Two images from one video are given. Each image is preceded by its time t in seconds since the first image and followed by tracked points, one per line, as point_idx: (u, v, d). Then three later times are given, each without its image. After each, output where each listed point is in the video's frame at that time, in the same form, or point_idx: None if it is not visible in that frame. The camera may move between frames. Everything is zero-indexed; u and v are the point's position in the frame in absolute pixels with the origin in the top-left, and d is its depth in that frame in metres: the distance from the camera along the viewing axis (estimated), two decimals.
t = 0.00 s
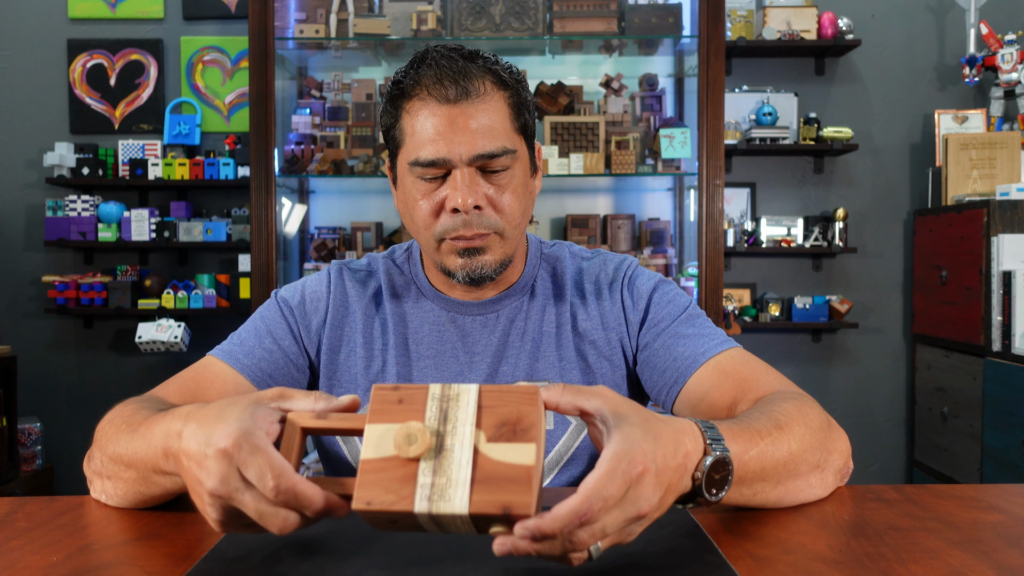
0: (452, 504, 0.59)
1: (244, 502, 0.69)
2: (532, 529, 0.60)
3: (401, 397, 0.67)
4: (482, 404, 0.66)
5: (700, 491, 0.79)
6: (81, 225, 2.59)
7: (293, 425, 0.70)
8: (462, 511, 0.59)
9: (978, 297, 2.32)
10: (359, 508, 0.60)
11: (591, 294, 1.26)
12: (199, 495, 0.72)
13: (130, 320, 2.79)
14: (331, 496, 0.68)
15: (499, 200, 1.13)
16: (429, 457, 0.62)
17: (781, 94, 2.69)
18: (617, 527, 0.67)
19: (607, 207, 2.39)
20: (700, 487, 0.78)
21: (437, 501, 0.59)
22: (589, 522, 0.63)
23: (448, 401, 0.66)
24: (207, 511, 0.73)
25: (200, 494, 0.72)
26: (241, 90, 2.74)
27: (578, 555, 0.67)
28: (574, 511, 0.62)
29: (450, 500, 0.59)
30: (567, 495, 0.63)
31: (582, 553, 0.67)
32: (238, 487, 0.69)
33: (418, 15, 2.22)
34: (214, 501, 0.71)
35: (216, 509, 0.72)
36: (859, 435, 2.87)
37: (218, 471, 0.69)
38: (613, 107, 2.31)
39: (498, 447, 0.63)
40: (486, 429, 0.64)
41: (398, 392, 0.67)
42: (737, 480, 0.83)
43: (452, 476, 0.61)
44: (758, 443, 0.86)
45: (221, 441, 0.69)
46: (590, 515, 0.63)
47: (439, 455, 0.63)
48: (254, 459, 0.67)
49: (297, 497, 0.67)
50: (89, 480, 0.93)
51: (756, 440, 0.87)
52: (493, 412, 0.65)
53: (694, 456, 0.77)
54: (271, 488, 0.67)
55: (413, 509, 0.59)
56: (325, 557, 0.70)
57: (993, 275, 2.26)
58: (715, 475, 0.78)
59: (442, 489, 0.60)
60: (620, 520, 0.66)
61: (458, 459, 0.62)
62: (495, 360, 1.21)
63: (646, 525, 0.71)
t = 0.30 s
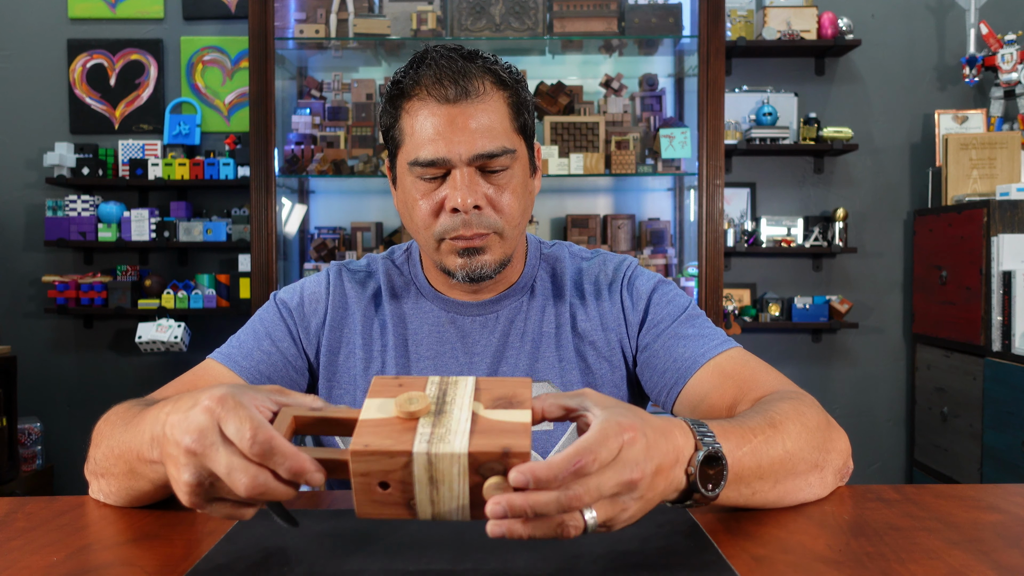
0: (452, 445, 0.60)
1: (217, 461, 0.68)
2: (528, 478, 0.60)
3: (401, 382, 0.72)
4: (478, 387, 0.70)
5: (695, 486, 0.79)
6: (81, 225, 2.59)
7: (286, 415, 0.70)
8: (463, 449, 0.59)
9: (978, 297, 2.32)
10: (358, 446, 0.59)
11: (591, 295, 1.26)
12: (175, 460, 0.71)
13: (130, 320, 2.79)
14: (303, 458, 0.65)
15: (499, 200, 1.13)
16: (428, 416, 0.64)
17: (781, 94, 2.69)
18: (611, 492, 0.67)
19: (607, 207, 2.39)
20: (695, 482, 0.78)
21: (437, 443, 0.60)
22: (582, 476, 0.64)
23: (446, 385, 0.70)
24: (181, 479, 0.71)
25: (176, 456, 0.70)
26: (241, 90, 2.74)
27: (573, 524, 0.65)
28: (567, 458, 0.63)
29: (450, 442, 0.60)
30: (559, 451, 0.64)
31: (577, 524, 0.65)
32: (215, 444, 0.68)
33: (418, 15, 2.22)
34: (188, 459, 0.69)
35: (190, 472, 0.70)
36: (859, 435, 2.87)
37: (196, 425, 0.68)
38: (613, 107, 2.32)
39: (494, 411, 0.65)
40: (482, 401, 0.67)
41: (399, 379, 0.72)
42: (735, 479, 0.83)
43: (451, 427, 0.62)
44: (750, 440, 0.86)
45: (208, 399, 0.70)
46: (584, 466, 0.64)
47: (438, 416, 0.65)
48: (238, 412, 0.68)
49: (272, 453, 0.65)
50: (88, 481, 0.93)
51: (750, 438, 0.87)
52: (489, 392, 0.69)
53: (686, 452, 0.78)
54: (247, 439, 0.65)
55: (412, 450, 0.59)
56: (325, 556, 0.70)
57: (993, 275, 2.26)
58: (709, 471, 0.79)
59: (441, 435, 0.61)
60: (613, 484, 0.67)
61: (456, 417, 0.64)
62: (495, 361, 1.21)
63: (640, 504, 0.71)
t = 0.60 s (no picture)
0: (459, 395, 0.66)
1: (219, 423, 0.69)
2: (536, 414, 0.65)
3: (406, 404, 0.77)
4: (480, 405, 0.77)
5: (699, 472, 0.78)
6: (81, 225, 2.59)
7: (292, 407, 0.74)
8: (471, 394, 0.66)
9: (978, 297, 2.32)
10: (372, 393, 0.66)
11: (592, 295, 1.26)
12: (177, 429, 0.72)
13: (130, 320, 2.79)
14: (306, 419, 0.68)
15: (501, 200, 1.13)
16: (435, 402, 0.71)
17: (781, 94, 2.69)
18: (617, 440, 0.70)
19: (607, 207, 2.39)
20: (697, 470, 0.78)
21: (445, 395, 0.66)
22: (586, 410, 0.68)
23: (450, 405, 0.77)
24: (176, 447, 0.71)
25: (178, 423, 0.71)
26: (241, 90, 2.73)
27: (586, 467, 0.68)
28: (569, 393, 0.68)
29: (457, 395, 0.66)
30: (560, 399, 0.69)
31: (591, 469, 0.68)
32: (220, 407, 0.70)
33: (418, 15, 2.22)
34: (192, 422, 0.70)
35: (189, 437, 0.70)
36: (859, 435, 2.87)
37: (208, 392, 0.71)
38: (613, 107, 2.32)
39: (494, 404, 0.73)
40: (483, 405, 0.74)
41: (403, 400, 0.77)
42: (737, 478, 0.82)
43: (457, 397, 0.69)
44: (745, 440, 0.87)
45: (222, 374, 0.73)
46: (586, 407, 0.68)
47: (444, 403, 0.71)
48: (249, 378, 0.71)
49: (278, 410, 0.68)
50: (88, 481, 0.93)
51: (746, 439, 0.87)
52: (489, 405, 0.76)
53: (676, 445, 0.78)
54: (255, 396, 0.68)
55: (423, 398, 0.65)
56: (326, 557, 0.70)
57: (993, 275, 2.26)
58: (705, 456, 0.79)
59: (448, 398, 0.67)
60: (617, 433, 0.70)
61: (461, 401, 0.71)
62: (496, 361, 1.21)
63: (647, 466, 0.72)
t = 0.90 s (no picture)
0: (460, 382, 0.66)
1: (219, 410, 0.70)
2: (536, 396, 0.66)
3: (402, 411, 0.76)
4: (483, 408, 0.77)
5: (699, 470, 0.78)
6: (81, 225, 2.59)
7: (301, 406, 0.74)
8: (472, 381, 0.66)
9: (978, 297, 2.32)
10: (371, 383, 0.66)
11: (592, 295, 1.26)
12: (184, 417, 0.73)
13: (130, 320, 2.79)
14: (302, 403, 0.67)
15: (500, 200, 1.13)
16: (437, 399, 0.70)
17: (781, 94, 2.69)
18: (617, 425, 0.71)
19: (607, 207, 2.40)
20: (696, 467, 0.78)
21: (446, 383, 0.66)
22: (586, 391, 0.69)
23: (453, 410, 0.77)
24: (179, 433, 0.72)
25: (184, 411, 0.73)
26: (241, 90, 2.74)
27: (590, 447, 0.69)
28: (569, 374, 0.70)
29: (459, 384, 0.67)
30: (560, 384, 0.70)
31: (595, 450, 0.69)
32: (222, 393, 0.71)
33: (418, 15, 2.22)
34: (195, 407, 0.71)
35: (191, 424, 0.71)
36: (859, 435, 2.87)
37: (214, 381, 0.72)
38: (613, 107, 2.32)
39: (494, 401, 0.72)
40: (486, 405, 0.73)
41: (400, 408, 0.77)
42: (737, 480, 0.82)
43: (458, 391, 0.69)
44: (744, 442, 0.87)
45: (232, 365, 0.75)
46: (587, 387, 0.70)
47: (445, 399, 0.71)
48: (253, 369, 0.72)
49: (275, 395, 0.68)
50: (87, 481, 0.92)
51: (744, 441, 0.87)
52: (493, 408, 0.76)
53: (673, 447, 0.79)
54: (254, 381, 0.69)
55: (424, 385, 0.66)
56: (326, 556, 0.70)
57: (993, 275, 2.26)
58: (701, 454, 0.81)
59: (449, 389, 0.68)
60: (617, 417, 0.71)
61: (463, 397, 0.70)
62: (496, 361, 1.21)
63: (649, 451, 0.74)
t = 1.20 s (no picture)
0: (462, 451, 0.60)
1: (207, 446, 0.68)
2: (546, 474, 0.59)
3: (409, 398, 0.72)
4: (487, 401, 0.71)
5: (705, 488, 0.77)
6: (81, 225, 2.59)
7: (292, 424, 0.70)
8: (472, 456, 0.59)
9: (978, 297, 2.32)
10: (366, 454, 0.59)
11: (592, 295, 1.26)
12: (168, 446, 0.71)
13: (130, 320, 2.79)
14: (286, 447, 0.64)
15: (501, 201, 1.13)
16: (437, 426, 0.64)
17: (781, 94, 2.68)
18: (624, 485, 0.66)
19: (607, 207, 2.39)
20: (704, 486, 0.77)
21: (447, 449, 0.60)
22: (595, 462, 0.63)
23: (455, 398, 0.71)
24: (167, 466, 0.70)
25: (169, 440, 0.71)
26: (241, 90, 2.73)
27: (588, 519, 0.64)
28: (580, 445, 0.63)
29: (460, 449, 0.60)
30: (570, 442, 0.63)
31: (593, 519, 0.65)
32: (209, 431, 0.68)
33: (418, 15, 2.22)
34: (181, 442, 0.69)
35: (178, 457, 0.69)
36: (859, 435, 2.87)
37: (196, 411, 0.70)
38: (613, 107, 2.32)
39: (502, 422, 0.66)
40: (490, 412, 0.68)
41: (406, 395, 0.72)
42: (741, 484, 0.82)
43: (460, 436, 0.62)
44: (749, 445, 0.87)
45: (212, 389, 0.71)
46: (596, 450, 0.63)
47: (446, 426, 0.65)
48: (237, 398, 0.69)
49: (259, 437, 0.65)
50: (87, 481, 0.92)
51: (749, 444, 0.87)
52: (497, 406, 0.70)
53: (686, 459, 0.78)
54: (238, 421, 0.66)
55: (423, 455, 0.59)
56: (326, 556, 0.70)
57: (993, 275, 2.26)
58: (714, 472, 0.78)
59: (450, 443, 0.61)
60: (625, 478, 0.66)
61: (465, 428, 0.64)
62: (496, 361, 1.21)
63: (656, 500, 0.70)
